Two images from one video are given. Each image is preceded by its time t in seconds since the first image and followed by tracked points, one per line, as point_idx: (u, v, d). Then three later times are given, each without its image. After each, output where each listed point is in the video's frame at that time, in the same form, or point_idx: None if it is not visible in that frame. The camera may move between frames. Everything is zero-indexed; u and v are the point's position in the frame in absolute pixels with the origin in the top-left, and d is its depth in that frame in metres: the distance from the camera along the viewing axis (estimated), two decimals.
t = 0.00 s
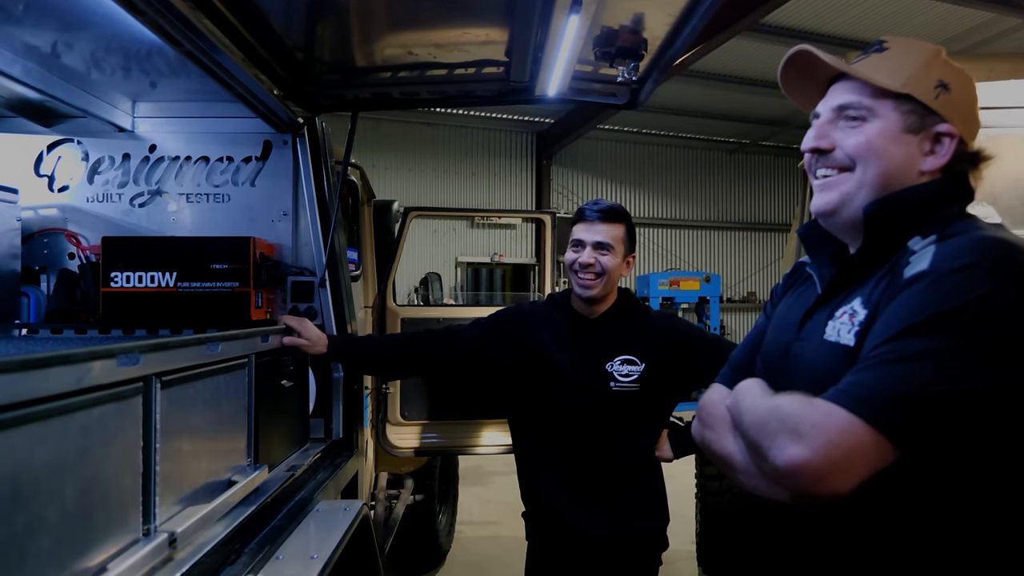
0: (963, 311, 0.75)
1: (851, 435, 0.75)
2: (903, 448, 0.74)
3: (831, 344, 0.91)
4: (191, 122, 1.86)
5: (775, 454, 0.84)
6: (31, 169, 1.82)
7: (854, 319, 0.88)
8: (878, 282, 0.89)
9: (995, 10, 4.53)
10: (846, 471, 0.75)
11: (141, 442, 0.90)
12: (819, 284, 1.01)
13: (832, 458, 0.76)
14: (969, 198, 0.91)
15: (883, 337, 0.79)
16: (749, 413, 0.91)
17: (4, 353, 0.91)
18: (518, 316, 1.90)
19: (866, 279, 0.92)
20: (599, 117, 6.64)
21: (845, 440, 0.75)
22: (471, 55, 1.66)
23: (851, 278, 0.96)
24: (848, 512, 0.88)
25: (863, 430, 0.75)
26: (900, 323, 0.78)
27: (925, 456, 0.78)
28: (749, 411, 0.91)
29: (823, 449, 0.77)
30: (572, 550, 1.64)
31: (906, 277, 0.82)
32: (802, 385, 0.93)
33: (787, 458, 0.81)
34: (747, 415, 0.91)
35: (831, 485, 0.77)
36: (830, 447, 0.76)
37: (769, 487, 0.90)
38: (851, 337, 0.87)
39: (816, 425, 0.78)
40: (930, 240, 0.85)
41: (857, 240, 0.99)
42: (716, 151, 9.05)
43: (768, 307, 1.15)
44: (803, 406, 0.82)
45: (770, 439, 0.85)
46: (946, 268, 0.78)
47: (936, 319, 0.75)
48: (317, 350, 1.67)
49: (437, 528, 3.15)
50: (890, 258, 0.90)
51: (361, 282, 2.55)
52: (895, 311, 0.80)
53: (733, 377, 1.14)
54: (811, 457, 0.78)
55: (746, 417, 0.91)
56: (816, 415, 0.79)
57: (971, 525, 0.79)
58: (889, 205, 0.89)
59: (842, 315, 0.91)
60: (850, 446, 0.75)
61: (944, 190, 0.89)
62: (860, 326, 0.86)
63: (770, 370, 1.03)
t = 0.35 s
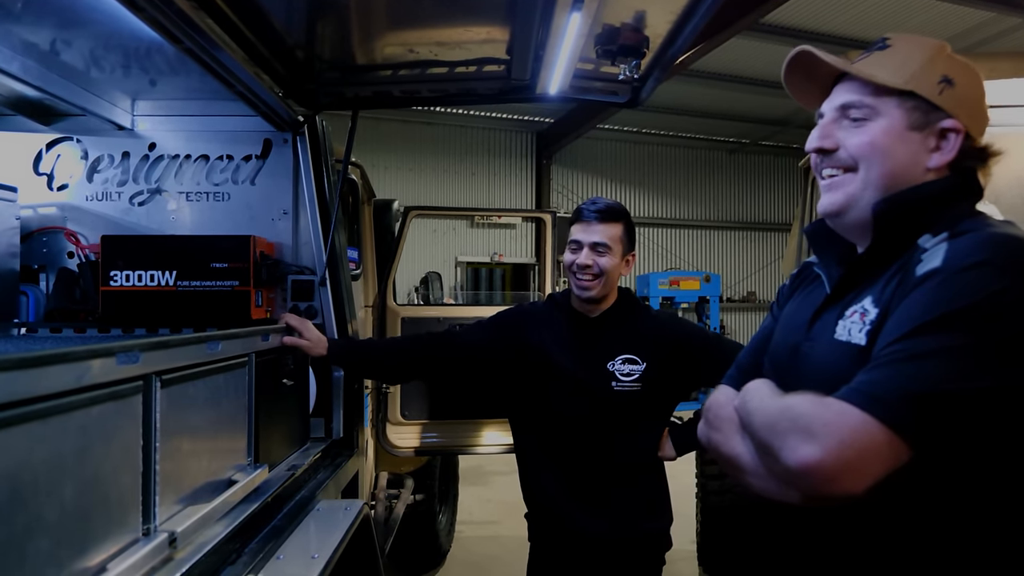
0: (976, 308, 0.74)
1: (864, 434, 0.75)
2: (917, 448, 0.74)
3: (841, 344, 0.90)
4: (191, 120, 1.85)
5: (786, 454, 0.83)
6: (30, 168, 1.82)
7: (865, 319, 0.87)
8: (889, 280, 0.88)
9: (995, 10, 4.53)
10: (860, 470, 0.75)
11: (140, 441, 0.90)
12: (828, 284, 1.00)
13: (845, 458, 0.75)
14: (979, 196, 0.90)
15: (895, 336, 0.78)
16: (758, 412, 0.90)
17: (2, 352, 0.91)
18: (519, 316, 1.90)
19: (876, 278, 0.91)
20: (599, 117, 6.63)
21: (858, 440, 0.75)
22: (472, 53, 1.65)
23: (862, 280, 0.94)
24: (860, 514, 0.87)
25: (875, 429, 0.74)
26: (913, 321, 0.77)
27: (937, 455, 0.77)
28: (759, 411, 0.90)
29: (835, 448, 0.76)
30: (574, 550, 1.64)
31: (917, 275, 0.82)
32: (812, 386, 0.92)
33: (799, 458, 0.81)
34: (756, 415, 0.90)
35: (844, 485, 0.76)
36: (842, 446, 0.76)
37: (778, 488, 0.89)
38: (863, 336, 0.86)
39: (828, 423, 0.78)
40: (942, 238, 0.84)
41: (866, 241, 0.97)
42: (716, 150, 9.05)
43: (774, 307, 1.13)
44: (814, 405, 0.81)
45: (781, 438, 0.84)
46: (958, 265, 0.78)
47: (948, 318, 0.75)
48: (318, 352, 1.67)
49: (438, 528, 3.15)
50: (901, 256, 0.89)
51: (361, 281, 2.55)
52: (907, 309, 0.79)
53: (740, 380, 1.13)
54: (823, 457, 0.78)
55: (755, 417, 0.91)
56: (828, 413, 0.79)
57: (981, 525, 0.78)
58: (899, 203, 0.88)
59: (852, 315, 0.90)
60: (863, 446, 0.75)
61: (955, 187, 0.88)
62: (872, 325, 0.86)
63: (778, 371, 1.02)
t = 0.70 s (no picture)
0: (986, 311, 0.74)
1: (875, 438, 0.74)
2: (927, 450, 0.74)
3: (847, 345, 0.89)
4: (190, 120, 1.84)
5: (795, 457, 0.83)
6: (29, 167, 1.81)
7: (872, 320, 0.87)
8: (895, 282, 0.88)
9: (995, 10, 4.53)
10: (870, 473, 0.75)
11: (141, 441, 0.89)
12: (833, 284, 0.99)
13: (856, 461, 0.75)
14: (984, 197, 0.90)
15: (903, 339, 0.78)
16: (765, 414, 0.90)
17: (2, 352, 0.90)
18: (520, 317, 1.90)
19: (882, 279, 0.91)
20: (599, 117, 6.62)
21: (868, 443, 0.75)
22: (473, 52, 1.64)
23: (866, 282, 0.94)
24: (867, 515, 0.87)
25: (886, 432, 0.74)
26: (922, 323, 0.77)
27: (944, 456, 0.77)
28: (765, 413, 0.90)
29: (845, 452, 0.76)
30: (574, 550, 1.64)
31: (925, 276, 0.81)
32: (819, 388, 0.92)
33: (809, 462, 0.80)
34: (762, 416, 0.90)
35: (854, 488, 0.76)
36: (853, 450, 0.76)
37: (783, 490, 0.89)
38: (869, 338, 0.86)
39: (838, 427, 0.78)
40: (948, 239, 0.83)
41: (869, 243, 0.97)
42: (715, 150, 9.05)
43: (776, 308, 1.13)
44: (824, 407, 0.81)
45: (789, 441, 0.84)
46: (966, 267, 0.77)
47: (958, 320, 0.75)
48: (319, 352, 1.67)
49: (438, 528, 3.14)
50: (906, 257, 0.89)
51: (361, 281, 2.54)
52: (915, 311, 0.79)
53: (742, 379, 1.12)
54: (833, 460, 0.77)
55: (762, 419, 0.90)
56: (838, 417, 0.78)
57: (999, 526, 0.78)
58: (903, 204, 0.87)
59: (858, 316, 0.89)
60: (874, 449, 0.74)
61: (962, 187, 0.88)
62: (878, 326, 0.85)
63: (783, 371, 1.01)
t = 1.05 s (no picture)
0: (979, 310, 0.74)
1: (867, 436, 0.74)
2: (920, 449, 0.74)
3: (842, 346, 0.89)
4: (191, 119, 1.84)
5: (789, 458, 0.82)
6: (29, 167, 1.81)
7: (866, 320, 0.87)
8: (889, 282, 0.87)
9: (995, 10, 4.53)
10: (863, 472, 0.74)
11: (142, 441, 0.89)
12: (832, 284, 0.99)
13: (848, 460, 0.75)
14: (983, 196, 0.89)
15: (896, 337, 0.78)
16: (762, 416, 0.89)
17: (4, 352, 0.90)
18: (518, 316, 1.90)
19: (878, 278, 0.90)
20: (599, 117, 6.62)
21: (860, 441, 0.74)
22: (474, 52, 1.64)
23: (863, 282, 0.93)
24: (867, 517, 0.86)
25: (877, 431, 0.74)
26: (916, 321, 0.77)
27: (940, 456, 0.76)
28: (763, 414, 0.89)
29: (837, 451, 0.76)
30: (573, 550, 1.64)
31: (917, 275, 0.81)
32: (816, 389, 0.91)
33: (802, 461, 0.80)
34: (760, 418, 0.90)
35: (847, 488, 0.76)
36: (845, 448, 0.75)
37: (783, 493, 0.88)
38: (863, 337, 0.86)
39: (831, 426, 0.77)
40: (942, 238, 0.83)
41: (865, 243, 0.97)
42: (715, 150, 9.05)
43: (779, 309, 1.12)
44: (817, 407, 0.80)
45: (784, 442, 0.83)
46: (960, 265, 0.77)
47: (950, 319, 0.75)
48: (321, 346, 1.65)
49: (438, 528, 3.14)
50: (901, 256, 0.88)
51: (361, 281, 2.55)
52: (908, 309, 0.79)
53: (745, 384, 1.11)
54: (825, 459, 0.77)
55: (759, 421, 0.90)
56: (830, 416, 0.78)
57: (997, 525, 0.78)
58: (892, 205, 0.87)
59: (854, 316, 0.89)
60: (866, 448, 0.74)
61: (964, 185, 0.87)
62: (872, 326, 0.85)
63: (784, 374, 1.01)
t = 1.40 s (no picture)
0: (978, 308, 0.74)
1: (860, 433, 0.75)
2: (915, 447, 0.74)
3: (842, 344, 0.89)
4: (191, 119, 1.84)
5: (785, 453, 0.83)
6: (30, 167, 1.81)
7: (864, 318, 0.87)
8: (888, 280, 0.87)
9: (994, 10, 4.53)
10: (857, 469, 0.75)
11: (143, 440, 0.89)
12: (831, 283, 0.99)
13: (840, 457, 0.76)
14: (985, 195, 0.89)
15: (894, 335, 0.78)
16: (759, 411, 0.90)
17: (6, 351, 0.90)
18: (506, 314, 1.89)
19: (878, 277, 0.90)
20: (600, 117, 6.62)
21: (853, 438, 0.75)
22: (474, 52, 1.64)
23: (861, 281, 0.94)
24: (868, 514, 0.86)
25: (871, 428, 0.74)
26: (913, 320, 0.77)
27: (941, 453, 0.76)
28: (759, 409, 0.90)
29: (832, 447, 0.77)
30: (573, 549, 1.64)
31: (916, 274, 0.82)
32: (814, 386, 0.91)
33: (797, 457, 0.81)
34: (756, 414, 0.90)
35: (840, 484, 0.77)
36: (838, 445, 0.76)
37: (778, 486, 0.88)
38: (862, 335, 0.86)
39: (824, 423, 0.78)
40: (941, 238, 0.83)
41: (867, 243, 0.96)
42: (715, 150, 9.06)
43: (781, 307, 1.12)
44: (813, 403, 0.81)
45: (779, 437, 0.84)
46: (959, 264, 0.77)
47: (947, 317, 0.75)
48: (319, 354, 1.67)
49: (438, 528, 3.14)
50: (901, 256, 0.88)
51: (362, 280, 2.55)
52: (907, 307, 0.79)
53: (746, 379, 1.11)
54: (819, 455, 0.78)
55: (755, 416, 0.91)
56: (825, 412, 0.79)
57: (998, 524, 0.78)
58: (900, 203, 0.86)
59: (853, 314, 0.89)
60: (858, 444, 0.75)
61: (965, 184, 0.87)
62: (870, 324, 0.85)
63: (784, 371, 1.01)
